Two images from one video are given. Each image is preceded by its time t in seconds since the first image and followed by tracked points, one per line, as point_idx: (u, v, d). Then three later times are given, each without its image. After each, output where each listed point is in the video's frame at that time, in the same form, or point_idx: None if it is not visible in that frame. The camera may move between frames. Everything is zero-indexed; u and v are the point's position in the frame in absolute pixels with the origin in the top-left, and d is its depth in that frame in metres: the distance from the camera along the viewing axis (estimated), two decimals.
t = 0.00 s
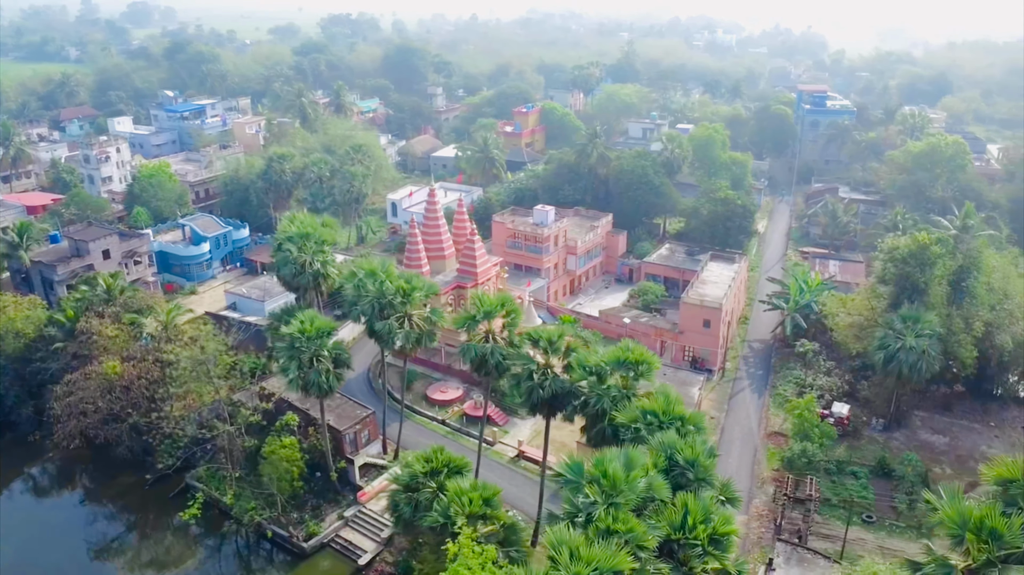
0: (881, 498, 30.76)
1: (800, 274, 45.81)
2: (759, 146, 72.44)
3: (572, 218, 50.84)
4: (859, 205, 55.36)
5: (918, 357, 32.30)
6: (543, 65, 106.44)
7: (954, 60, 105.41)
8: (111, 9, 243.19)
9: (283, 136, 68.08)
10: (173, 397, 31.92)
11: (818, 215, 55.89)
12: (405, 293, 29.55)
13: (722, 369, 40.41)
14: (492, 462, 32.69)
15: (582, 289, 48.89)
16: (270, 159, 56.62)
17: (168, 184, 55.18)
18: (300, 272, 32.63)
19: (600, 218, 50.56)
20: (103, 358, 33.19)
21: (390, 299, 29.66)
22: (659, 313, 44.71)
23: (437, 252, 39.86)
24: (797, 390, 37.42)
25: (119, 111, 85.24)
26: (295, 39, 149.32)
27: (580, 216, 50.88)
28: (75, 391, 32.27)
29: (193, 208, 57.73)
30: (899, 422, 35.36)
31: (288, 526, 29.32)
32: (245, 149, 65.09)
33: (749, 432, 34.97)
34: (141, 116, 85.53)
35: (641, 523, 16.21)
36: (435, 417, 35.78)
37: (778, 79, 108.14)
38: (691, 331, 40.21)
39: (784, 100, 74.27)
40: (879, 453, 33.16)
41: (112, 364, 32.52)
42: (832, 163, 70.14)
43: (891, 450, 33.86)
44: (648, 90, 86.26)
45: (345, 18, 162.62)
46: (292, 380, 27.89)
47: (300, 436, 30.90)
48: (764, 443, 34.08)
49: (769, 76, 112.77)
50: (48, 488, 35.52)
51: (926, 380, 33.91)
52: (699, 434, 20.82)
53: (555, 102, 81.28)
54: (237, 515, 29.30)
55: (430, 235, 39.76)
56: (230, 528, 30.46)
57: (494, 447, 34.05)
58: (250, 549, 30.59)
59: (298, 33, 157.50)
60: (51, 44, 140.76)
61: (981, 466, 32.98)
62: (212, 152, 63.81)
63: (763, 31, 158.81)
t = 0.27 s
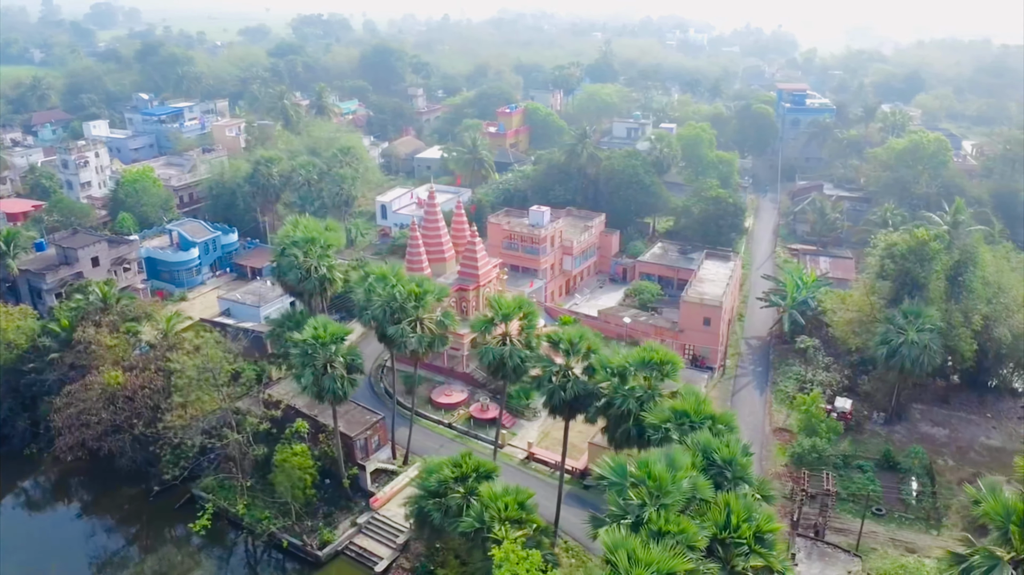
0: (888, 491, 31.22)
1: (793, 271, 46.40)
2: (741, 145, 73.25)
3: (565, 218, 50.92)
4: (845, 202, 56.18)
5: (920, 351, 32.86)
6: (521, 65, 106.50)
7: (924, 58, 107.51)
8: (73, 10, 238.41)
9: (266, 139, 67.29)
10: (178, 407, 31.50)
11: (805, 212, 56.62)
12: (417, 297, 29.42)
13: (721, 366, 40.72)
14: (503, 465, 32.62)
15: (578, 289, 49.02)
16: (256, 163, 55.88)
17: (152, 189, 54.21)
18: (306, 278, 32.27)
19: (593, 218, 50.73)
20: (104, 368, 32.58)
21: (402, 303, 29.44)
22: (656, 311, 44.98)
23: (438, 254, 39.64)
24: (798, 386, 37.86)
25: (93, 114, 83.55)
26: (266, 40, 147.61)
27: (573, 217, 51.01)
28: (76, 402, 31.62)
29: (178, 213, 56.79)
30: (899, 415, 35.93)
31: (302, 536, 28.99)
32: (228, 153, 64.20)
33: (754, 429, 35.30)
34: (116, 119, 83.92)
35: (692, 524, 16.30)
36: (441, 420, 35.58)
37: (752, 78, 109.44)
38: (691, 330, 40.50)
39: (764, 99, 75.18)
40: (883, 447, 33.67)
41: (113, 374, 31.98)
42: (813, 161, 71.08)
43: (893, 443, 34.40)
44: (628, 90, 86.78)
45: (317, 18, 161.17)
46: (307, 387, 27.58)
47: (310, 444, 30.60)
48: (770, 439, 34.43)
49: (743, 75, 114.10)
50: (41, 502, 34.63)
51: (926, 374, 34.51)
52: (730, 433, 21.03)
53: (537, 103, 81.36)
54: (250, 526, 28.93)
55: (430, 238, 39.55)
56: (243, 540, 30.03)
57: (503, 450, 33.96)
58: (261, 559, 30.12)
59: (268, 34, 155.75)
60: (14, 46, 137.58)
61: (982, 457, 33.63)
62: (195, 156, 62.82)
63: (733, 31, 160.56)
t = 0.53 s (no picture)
0: (893, 485, 31.68)
1: (786, 268, 46.92)
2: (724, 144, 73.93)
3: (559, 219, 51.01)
4: (831, 198, 56.93)
5: (922, 346, 33.36)
6: (500, 65, 106.45)
7: (895, 56, 109.40)
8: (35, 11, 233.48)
9: (250, 142, 66.54)
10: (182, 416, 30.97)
11: (792, 209, 57.26)
12: (428, 300, 29.26)
13: (721, 363, 41.10)
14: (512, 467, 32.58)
15: (573, 289, 49.15)
16: (244, 166, 55.15)
17: (138, 194, 53.29)
18: (312, 283, 31.90)
19: (587, 218, 50.88)
20: (105, 378, 31.97)
21: (414, 307, 29.24)
22: (653, 310, 45.23)
23: (438, 257, 39.46)
24: (798, 383, 38.29)
25: (67, 118, 81.94)
26: (238, 41, 145.85)
27: (566, 218, 51.13)
28: (77, 413, 31.00)
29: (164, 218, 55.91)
30: (898, 409, 36.49)
31: (315, 544, 28.67)
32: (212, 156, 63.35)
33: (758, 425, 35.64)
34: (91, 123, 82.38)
35: (737, 524, 16.36)
36: (447, 423, 35.41)
37: (729, 77, 110.47)
38: (691, 328, 40.89)
39: (745, 98, 75.95)
40: (885, 441, 34.16)
41: (115, 384, 31.32)
42: (795, 158, 71.94)
43: (894, 437, 34.92)
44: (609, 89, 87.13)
45: (289, 18, 159.56)
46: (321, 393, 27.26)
47: (320, 450, 30.28)
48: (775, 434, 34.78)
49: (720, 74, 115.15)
50: (37, 516, 33.77)
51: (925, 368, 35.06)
52: (758, 432, 21.19)
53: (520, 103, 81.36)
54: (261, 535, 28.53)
55: (430, 239, 39.36)
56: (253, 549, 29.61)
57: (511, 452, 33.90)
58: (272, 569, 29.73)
59: (239, 36, 153.93)
60: None
61: (981, 449, 34.28)
62: (178, 159, 61.89)
63: (706, 30, 161.97)
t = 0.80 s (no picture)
0: (899, 478, 32.15)
1: (779, 266, 47.47)
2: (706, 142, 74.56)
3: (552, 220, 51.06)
4: (817, 195, 57.67)
5: (923, 341, 33.97)
6: (478, 66, 106.22)
7: (867, 55, 111.21)
8: None
9: (233, 145, 65.63)
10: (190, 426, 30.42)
11: (779, 206, 57.86)
12: (443, 304, 29.00)
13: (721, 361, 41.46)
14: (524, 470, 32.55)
15: (568, 289, 49.22)
16: (231, 170, 54.30)
17: (122, 200, 52.24)
18: (320, 288, 31.64)
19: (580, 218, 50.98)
20: (107, 390, 31.27)
21: (427, 311, 29.00)
22: (650, 310, 45.46)
23: (439, 259, 39.23)
24: (799, 379, 38.72)
25: (39, 122, 80.07)
26: (208, 42, 143.77)
27: (560, 218, 51.19)
28: (80, 426, 30.30)
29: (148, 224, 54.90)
30: (898, 403, 37.05)
31: (331, 553, 28.33)
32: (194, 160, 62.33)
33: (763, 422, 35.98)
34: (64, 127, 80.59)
35: (787, 524, 16.49)
36: (454, 427, 35.25)
37: (705, 75, 111.43)
38: (691, 327, 41.21)
39: (726, 97, 76.66)
40: (887, 434, 34.68)
41: (119, 395, 30.61)
42: (777, 156, 72.77)
43: (896, 430, 35.45)
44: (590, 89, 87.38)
45: (259, 19, 157.62)
46: (338, 401, 26.95)
47: (332, 458, 29.92)
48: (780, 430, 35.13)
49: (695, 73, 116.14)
50: (33, 531, 32.79)
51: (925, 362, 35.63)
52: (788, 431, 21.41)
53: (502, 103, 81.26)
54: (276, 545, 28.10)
55: (430, 242, 39.08)
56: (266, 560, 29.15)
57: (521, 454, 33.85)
58: None
59: (207, 37, 151.64)
60: None
61: (981, 440, 34.91)
62: (160, 164, 60.82)
63: (678, 29, 163.27)
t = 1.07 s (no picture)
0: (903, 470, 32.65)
1: (771, 263, 48.00)
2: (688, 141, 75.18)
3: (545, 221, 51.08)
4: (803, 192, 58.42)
5: (922, 335, 34.60)
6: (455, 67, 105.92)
7: (837, 54, 113.03)
8: None
9: (214, 148, 64.66)
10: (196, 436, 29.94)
11: (765, 204, 58.54)
12: (455, 307, 28.84)
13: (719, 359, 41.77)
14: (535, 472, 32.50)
15: (563, 290, 49.26)
16: (217, 174, 53.48)
17: (105, 206, 51.18)
18: (326, 294, 31.31)
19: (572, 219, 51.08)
20: (109, 401, 30.63)
21: (440, 315, 28.81)
22: (646, 309, 45.67)
23: (439, 262, 38.96)
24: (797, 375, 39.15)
25: (9, 127, 78.10)
26: (176, 44, 141.44)
27: (552, 219, 51.23)
28: (83, 439, 29.68)
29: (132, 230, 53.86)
30: (896, 397, 37.63)
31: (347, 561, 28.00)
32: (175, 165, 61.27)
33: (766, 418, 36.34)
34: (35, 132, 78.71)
35: (834, 522, 16.65)
36: (461, 431, 35.07)
37: (680, 75, 112.36)
38: (690, 326, 41.48)
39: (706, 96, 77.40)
40: (888, 428, 35.21)
41: (122, 406, 30.03)
42: (757, 154, 73.60)
43: (896, 423, 36.00)
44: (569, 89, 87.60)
45: (228, 21, 155.58)
46: (355, 408, 26.62)
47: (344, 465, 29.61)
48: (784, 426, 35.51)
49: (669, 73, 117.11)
50: (29, 548, 31.89)
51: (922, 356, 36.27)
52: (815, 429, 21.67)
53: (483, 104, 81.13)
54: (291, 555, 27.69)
55: (430, 245, 38.84)
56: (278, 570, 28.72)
57: (530, 457, 33.79)
58: None
59: (174, 39, 149.10)
60: None
61: (978, 432, 35.59)
62: (141, 169, 59.71)
63: (649, 29, 164.44)
